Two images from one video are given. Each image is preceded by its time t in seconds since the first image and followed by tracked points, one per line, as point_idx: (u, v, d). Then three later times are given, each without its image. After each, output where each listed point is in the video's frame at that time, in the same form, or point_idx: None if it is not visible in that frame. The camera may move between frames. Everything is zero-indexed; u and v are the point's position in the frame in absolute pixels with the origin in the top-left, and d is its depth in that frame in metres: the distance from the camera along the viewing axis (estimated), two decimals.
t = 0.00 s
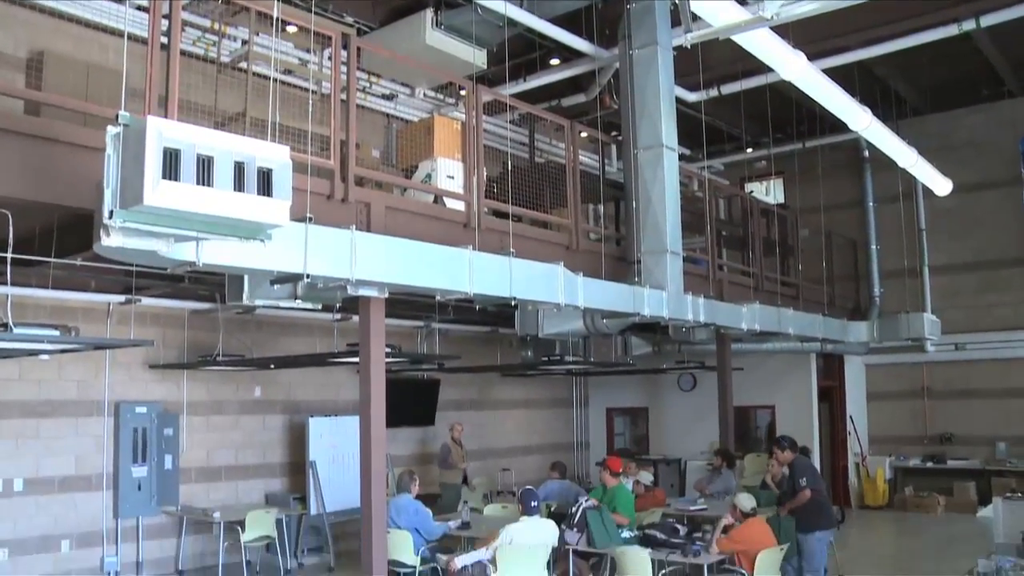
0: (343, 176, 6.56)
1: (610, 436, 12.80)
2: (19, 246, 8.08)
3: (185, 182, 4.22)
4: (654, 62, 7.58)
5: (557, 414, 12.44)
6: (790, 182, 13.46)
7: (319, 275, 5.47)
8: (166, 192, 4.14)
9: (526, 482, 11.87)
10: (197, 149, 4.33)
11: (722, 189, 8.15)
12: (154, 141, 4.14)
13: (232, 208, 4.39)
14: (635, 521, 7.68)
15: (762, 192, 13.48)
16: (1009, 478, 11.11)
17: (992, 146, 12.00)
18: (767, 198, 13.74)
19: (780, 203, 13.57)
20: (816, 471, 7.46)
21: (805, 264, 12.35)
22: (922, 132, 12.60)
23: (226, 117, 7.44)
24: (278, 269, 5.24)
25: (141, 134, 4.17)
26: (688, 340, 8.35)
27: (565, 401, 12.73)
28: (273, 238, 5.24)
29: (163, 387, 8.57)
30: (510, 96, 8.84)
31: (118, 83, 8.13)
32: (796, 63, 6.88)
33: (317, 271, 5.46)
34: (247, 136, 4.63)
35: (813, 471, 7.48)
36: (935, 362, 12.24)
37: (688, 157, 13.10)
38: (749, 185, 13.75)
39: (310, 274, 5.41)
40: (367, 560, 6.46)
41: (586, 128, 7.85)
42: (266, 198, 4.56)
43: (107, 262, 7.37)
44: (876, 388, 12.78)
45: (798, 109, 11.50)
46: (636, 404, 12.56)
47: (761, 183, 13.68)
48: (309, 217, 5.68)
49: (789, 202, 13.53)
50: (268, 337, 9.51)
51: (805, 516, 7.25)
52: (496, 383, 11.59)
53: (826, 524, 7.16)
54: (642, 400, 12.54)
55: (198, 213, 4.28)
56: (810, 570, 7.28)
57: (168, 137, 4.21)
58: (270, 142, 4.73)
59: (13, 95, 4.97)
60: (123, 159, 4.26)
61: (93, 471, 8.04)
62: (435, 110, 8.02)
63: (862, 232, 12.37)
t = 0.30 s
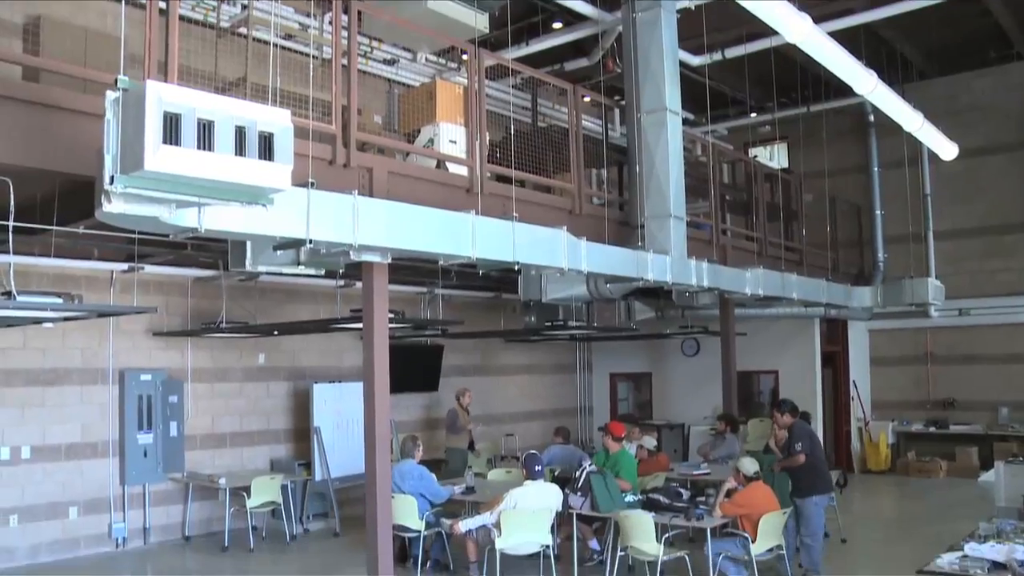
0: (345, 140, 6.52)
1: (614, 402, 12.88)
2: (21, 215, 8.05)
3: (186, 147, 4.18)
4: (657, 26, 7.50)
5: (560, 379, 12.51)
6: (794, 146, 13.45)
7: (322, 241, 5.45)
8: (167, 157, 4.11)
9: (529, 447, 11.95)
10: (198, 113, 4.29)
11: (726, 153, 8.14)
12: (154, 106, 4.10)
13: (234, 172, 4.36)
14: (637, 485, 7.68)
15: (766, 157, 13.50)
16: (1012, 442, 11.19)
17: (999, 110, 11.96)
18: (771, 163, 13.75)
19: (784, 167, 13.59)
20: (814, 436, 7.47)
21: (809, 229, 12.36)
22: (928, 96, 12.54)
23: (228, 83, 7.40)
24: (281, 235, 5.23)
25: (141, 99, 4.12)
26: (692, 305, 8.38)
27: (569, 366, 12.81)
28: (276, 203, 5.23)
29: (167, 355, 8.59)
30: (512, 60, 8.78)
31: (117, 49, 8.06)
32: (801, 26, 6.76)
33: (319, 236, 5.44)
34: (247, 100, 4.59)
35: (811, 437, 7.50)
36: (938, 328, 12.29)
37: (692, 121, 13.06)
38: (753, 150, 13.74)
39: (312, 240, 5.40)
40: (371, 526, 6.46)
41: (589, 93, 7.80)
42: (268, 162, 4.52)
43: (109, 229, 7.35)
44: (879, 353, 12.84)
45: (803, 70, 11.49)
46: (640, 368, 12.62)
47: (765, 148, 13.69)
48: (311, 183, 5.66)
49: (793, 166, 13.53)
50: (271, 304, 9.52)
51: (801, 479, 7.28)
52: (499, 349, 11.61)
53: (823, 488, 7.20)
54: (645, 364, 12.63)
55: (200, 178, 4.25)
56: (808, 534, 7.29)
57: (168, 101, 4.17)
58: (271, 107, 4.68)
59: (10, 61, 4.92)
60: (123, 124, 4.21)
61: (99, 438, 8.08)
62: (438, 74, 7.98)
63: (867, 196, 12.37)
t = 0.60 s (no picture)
0: (345, 111, 6.47)
1: (615, 373, 12.95)
2: (20, 189, 8.02)
3: (184, 118, 4.12)
4: None
5: (561, 352, 12.55)
6: (796, 119, 13.43)
7: (322, 211, 5.43)
8: (165, 129, 4.04)
9: (531, 419, 12.00)
10: (196, 84, 4.21)
11: (727, 125, 8.11)
12: (152, 76, 4.03)
13: (233, 143, 4.29)
14: (639, 457, 7.68)
15: (769, 129, 13.56)
16: (1012, 415, 11.23)
17: (1003, 81, 11.89)
18: (773, 135, 13.75)
19: (786, 140, 13.59)
20: (804, 408, 7.50)
21: (810, 200, 12.36)
22: (932, 67, 12.46)
23: (227, 54, 7.35)
24: (282, 205, 5.21)
25: (138, 69, 4.05)
26: (692, 277, 8.39)
27: (571, 339, 12.85)
28: (276, 173, 5.19)
29: (168, 328, 8.59)
30: (513, 31, 8.72)
31: (113, 20, 7.99)
32: None
33: (320, 206, 5.42)
34: (246, 70, 4.51)
35: (801, 409, 7.49)
36: (939, 301, 12.31)
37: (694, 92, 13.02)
38: (755, 121, 13.78)
39: (313, 210, 5.38)
40: (373, 499, 6.48)
41: (590, 64, 7.75)
42: (267, 133, 4.45)
43: (109, 202, 7.32)
44: (880, 325, 12.88)
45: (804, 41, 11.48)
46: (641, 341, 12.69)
47: (767, 120, 13.71)
48: (311, 153, 5.62)
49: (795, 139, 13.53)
50: (272, 277, 9.51)
51: (790, 452, 7.32)
52: (499, 321, 11.61)
53: (811, 459, 7.24)
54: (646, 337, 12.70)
55: (198, 149, 4.18)
56: (801, 507, 7.30)
57: (166, 72, 4.09)
58: (271, 78, 4.60)
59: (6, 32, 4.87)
60: (121, 95, 4.15)
61: (101, 412, 8.09)
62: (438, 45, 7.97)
63: (869, 168, 12.37)
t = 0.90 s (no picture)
0: (337, 88, 6.42)
1: (607, 352, 13.00)
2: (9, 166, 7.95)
3: (175, 94, 4.06)
4: None
5: (555, 331, 12.58)
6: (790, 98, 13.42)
7: (314, 189, 5.41)
8: (155, 104, 3.99)
9: (524, 398, 12.05)
10: (186, 60, 4.15)
11: (721, 104, 8.10)
12: (141, 51, 3.98)
13: (225, 119, 4.23)
14: (631, 434, 7.70)
15: (762, 108, 13.54)
16: (1003, 395, 11.31)
17: (998, 60, 11.88)
18: (767, 114, 13.76)
19: (779, 119, 13.59)
20: (780, 384, 7.46)
21: (804, 180, 12.38)
22: (928, 46, 12.44)
23: (218, 29, 7.29)
24: (273, 183, 5.19)
25: (127, 44, 3.99)
26: (685, 256, 8.41)
27: (564, 317, 12.88)
28: (266, 151, 5.17)
29: (159, 307, 8.56)
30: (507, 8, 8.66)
31: None
32: None
33: (311, 184, 5.40)
34: (236, 46, 4.45)
35: (778, 385, 7.47)
36: (931, 281, 12.36)
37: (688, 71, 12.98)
38: (748, 101, 13.80)
39: (304, 188, 5.36)
40: (365, 477, 6.48)
41: (584, 42, 7.72)
42: (258, 109, 4.39)
43: (99, 179, 7.27)
44: (872, 305, 12.94)
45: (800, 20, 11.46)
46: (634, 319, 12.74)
47: (761, 99, 13.71)
48: (303, 130, 5.60)
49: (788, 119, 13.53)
50: (265, 255, 9.49)
51: (765, 431, 7.43)
52: (492, 299, 11.62)
53: (786, 437, 7.35)
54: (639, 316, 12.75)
55: (188, 125, 4.13)
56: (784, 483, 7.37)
57: (155, 47, 4.04)
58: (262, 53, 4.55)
59: None
60: (110, 71, 4.09)
61: (94, 390, 8.08)
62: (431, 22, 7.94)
63: (863, 148, 12.38)
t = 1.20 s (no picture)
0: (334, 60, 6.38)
1: (604, 327, 13.08)
2: (4, 138, 7.90)
3: (170, 64, 3.99)
4: None
5: (552, 306, 12.60)
6: (789, 73, 13.39)
7: (311, 161, 5.38)
8: (151, 75, 3.92)
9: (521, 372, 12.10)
10: (181, 30, 4.07)
11: (720, 79, 8.09)
12: (136, 21, 3.90)
13: (221, 89, 4.17)
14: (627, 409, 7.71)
15: (761, 84, 13.51)
16: (997, 372, 11.36)
17: (999, 36, 11.82)
18: (766, 90, 13.73)
19: (779, 95, 13.57)
20: (769, 359, 7.65)
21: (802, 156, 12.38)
22: (929, 22, 12.39)
23: None
24: (269, 155, 5.15)
25: (121, 13, 3.91)
26: (682, 231, 8.46)
27: (562, 292, 12.93)
28: (263, 121, 5.13)
29: (156, 280, 8.54)
30: None
31: None
32: None
33: (308, 156, 5.36)
34: (232, 15, 4.37)
35: (767, 360, 7.64)
36: (929, 258, 12.38)
37: (688, 46, 12.91)
38: (748, 76, 13.76)
39: (302, 160, 5.32)
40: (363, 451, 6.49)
41: (583, 16, 7.68)
42: (254, 80, 4.32)
43: (95, 151, 7.23)
44: (869, 282, 12.98)
45: None
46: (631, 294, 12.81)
47: (760, 75, 13.67)
48: (299, 101, 5.56)
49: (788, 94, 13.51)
50: (262, 228, 9.47)
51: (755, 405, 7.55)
52: (489, 273, 11.62)
53: (775, 410, 7.50)
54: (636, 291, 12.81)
55: (184, 97, 4.06)
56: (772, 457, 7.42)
57: (150, 18, 3.96)
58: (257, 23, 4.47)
59: None
60: (105, 41, 4.02)
61: (90, 363, 8.08)
62: None
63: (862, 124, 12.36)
